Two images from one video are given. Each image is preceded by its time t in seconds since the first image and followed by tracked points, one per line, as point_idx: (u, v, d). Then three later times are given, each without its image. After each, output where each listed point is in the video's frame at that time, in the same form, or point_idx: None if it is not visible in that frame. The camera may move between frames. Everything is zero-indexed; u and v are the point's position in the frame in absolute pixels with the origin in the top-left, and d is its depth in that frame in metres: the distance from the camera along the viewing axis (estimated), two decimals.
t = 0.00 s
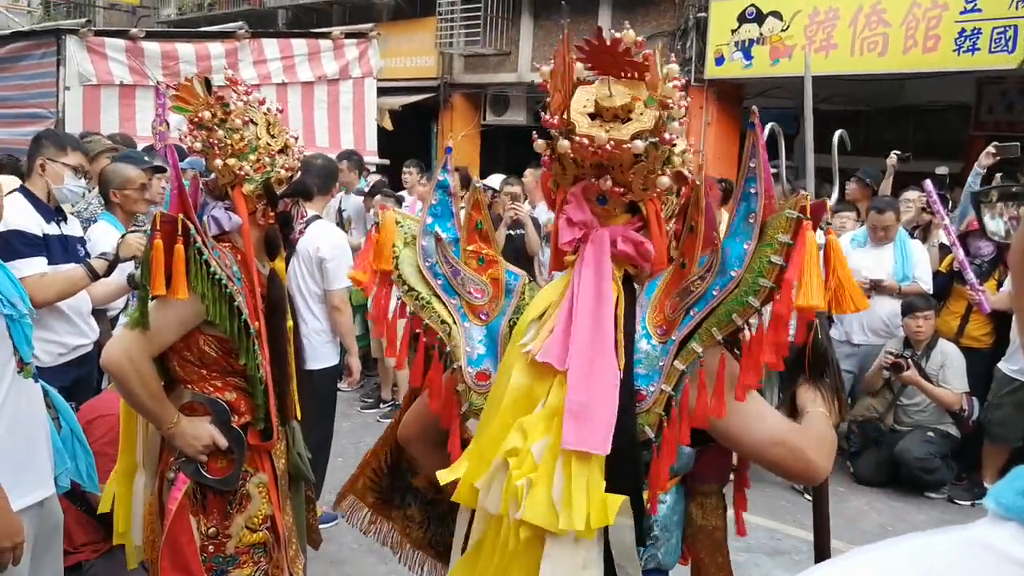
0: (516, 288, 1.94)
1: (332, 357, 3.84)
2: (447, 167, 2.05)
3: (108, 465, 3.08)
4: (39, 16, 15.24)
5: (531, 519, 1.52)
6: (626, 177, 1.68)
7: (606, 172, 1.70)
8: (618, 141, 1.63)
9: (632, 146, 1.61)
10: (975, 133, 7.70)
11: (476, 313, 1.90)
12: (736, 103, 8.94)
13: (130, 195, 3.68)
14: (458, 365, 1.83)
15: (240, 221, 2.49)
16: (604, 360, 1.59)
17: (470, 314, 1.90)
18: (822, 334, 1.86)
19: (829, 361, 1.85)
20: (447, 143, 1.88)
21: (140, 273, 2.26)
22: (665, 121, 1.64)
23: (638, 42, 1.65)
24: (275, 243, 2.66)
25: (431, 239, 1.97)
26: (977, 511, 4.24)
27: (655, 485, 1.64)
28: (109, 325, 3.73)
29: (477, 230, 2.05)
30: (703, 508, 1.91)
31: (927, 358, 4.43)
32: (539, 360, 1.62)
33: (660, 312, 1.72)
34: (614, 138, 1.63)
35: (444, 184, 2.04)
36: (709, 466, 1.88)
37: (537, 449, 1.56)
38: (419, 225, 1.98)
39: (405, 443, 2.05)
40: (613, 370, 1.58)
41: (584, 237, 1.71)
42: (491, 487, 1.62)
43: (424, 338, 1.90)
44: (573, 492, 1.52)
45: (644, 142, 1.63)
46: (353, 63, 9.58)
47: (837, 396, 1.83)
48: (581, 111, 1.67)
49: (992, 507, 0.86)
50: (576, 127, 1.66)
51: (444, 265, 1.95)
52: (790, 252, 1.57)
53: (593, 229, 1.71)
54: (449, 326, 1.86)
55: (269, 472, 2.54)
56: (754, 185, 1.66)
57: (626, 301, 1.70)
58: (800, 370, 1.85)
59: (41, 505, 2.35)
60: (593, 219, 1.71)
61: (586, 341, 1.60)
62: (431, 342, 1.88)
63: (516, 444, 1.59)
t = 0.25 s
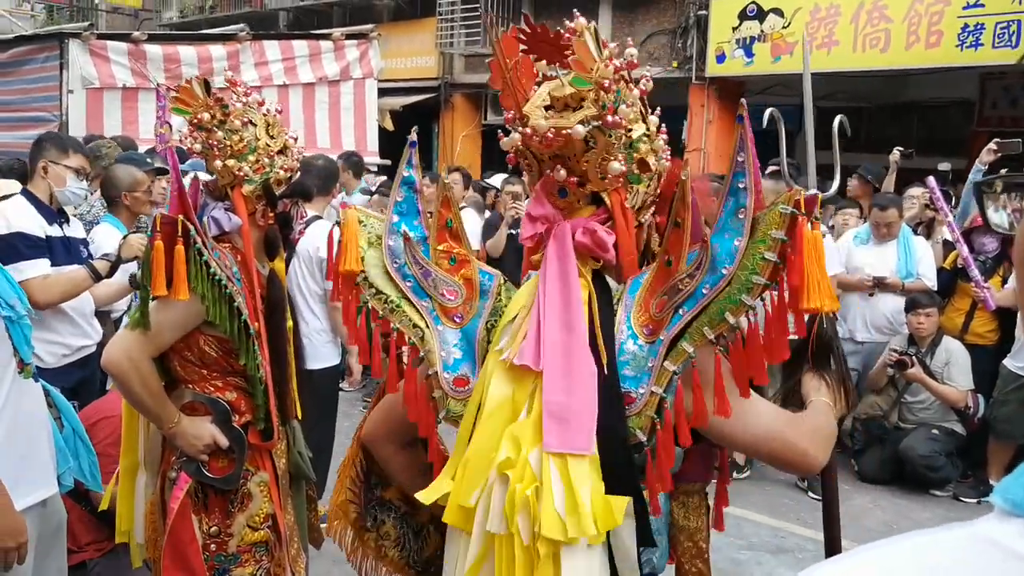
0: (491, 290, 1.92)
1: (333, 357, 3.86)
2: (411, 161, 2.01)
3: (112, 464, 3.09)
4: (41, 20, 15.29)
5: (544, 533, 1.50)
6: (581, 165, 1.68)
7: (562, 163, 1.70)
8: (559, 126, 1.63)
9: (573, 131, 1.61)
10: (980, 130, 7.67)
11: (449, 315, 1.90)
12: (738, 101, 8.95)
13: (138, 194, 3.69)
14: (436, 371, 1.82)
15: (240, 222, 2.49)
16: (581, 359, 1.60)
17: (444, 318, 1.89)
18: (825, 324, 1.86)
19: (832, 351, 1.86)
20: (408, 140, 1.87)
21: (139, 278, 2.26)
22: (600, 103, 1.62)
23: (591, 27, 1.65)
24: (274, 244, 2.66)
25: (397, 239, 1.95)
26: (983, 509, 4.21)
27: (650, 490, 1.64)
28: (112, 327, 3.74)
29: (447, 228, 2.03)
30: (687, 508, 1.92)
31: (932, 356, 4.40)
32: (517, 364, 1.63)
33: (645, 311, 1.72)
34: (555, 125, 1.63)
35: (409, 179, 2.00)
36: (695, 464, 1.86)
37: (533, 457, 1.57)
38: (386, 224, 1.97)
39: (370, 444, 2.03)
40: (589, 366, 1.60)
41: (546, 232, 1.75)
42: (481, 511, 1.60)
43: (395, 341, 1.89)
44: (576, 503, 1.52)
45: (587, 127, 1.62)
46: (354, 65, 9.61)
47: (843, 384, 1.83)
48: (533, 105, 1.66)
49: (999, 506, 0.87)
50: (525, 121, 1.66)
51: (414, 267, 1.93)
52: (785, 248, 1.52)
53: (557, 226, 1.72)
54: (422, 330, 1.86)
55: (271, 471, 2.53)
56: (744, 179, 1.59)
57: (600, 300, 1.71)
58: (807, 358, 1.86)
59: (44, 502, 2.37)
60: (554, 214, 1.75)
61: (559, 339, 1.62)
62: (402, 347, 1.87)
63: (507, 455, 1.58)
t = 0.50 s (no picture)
0: (470, 295, 1.92)
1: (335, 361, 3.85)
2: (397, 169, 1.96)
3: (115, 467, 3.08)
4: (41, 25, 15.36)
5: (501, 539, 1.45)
6: (544, 172, 1.63)
7: (525, 170, 1.66)
8: (516, 134, 1.58)
9: (529, 140, 1.57)
10: (983, 130, 7.66)
11: (431, 322, 1.87)
12: (737, 102, 9.02)
13: (146, 197, 3.74)
14: (414, 376, 1.79)
15: (241, 226, 2.50)
16: (532, 370, 1.55)
17: (425, 324, 1.87)
18: (853, 317, 1.71)
19: (859, 347, 1.67)
20: (394, 146, 1.86)
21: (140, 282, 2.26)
22: (555, 111, 1.56)
23: (555, 33, 1.60)
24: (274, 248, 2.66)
25: (383, 247, 1.91)
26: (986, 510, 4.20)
27: (602, 499, 1.55)
28: (115, 331, 3.76)
29: (429, 235, 2.01)
30: (669, 516, 1.80)
31: (934, 357, 4.39)
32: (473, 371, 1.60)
33: (606, 318, 1.62)
34: (511, 133, 1.59)
35: (394, 187, 1.96)
36: (674, 469, 1.76)
37: (485, 467, 1.52)
38: (371, 233, 1.93)
39: (359, 446, 1.99)
40: (541, 376, 1.54)
41: (515, 238, 1.73)
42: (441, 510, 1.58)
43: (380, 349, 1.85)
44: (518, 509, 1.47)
45: (543, 135, 1.57)
46: (354, 68, 9.61)
47: (868, 384, 1.64)
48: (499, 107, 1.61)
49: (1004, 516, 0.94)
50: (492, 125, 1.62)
51: (397, 274, 1.90)
52: (730, 258, 1.44)
53: (525, 233, 1.68)
54: (402, 337, 1.82)
55: (272, 474, 2.53)
56: (696, 184, 1.53)
57: (562, 308, 1.66)
58: (831, 352, 1.73)
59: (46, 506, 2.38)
60: (523, 220, 1.72)
61: (514, 348, 1.58)
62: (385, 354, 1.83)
63: (465, 462, 1.54)
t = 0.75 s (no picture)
0: (479, 298, 1.85)
1: (337, 369, 3.93)
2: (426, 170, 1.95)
3: (113, 481, 3.10)
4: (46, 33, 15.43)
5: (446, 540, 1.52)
6: (536, 186, 1.62)
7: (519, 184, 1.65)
8: (506, 151, 1.58)
9: (517, 157, 1.57)
10: (984, 143, 7.69)
11: (443, 322, 1.85)
12: (740, 113, 9.07)
13: (150, 206, 3.76)
14: (424, 373, 1.80)
15: (245, 236, 2.49)
16: (501, 385, 1.54)
17: (438, 324, 1.86)
18: (878, 348, 1.58)
19: (883, 382, 1.55)
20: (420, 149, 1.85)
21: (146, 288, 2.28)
22: (543, 128, 1.55)
23: (549, 45, 1.58)
24: (279, 258, 2.65)
25: (407, 247, 1.91)
26: (987, 522, 4.20)
27: (555, 516, 1.52)
28: (118, 340, 3.76)
29: (444, 239, 1.92)
30: (663, 531, 1.69)
31: (935, 370, 4.40)
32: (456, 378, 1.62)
33: (579, 334, 1.55)
34: (502, 149, 1.59)
35: (421, 190, 1.94)
36: (669, 484, 1.67)
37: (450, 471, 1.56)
38: (399, 231, 1.93)
39: (393, 442, 1.94)
40: (508, 392, 1.54)
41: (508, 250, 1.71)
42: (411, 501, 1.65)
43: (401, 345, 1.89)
44: (470, 512, 1.52)
45: (532, 153, 1.56)
46: (358, 77, 9.59)
47: (889, 423, 1.55)
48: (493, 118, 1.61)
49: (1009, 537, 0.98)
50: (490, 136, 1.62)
51: (416, 274, 1.89)
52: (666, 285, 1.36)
53: (518, 244, 1.67)
54: (417, 333, 1.84)
55: (275, 484, 2.52)
56: (655, 207, 1.45)
57: (543, 321, 1.62)
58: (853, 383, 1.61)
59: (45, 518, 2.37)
60: (518, 232, 1.70)
61: (490, 359, 1.57)
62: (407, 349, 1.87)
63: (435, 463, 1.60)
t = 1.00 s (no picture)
0: (505, 306, 1.85)
1: (346, 380, 3.90)
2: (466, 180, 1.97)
3: (121, 497, 3.09)
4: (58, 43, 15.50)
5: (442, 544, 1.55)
6: (559, 207, 1.63)
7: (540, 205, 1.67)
8: (527, 174, 1.59)
9: (539, 181, 1.58)
10: (991, 156, 7.72)
11: (469, 329, 1.87)
12: (749, 125, 9.06)
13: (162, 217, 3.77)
14: (447, 379, 1.82)
15: (268, 253, 2.49)
16: (515, 402, 1.55)
17: (465, 331, 1.87)
18: (905, 381, 1.57)
19: (910, 419, 1.57)
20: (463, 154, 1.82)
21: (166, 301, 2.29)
22: (564, 151, 1.56)
23: (566, 66, 1.62)
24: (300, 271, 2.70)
25: (442, 253, 1.93)
26: (996, 536, 4.21)
27: (564, 530, 1.55)
28: (129, 352, 3.77)
29: (478, 248, 1.92)
30: (670, 556, 1.69)
31: (943, 382, 4.41)
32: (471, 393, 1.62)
33: (599, 354, 1.57)
34: (523, 171, 1.60)
35: (461, 197, 1.95)
36: (681, 510, 1.66)
37: (456, 481, 1.57)
38: (437, 236, 1.96)
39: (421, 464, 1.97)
40: (521, 411, 1.55)
41: (531, 269, 1.73)
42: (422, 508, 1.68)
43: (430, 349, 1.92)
44: (469, 526, 1.52)
45: (555, 176, 1.58)
46: (368, 89, 9.56)
47: (913, 460, 1.57)
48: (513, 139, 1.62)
49: None
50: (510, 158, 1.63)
51: (448, 280, 1.91)
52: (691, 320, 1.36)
53: (541, 263, 1.69)
54: (444, 341, 1.87)
55: (286, 495, 2.53)
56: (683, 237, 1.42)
57: (563, 341, 1.66)
58: (880, 418, 1.62)
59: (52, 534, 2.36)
60: (540, 252, 1.72)
61: (506, 376, 1.58)
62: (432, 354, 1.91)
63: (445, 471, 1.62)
